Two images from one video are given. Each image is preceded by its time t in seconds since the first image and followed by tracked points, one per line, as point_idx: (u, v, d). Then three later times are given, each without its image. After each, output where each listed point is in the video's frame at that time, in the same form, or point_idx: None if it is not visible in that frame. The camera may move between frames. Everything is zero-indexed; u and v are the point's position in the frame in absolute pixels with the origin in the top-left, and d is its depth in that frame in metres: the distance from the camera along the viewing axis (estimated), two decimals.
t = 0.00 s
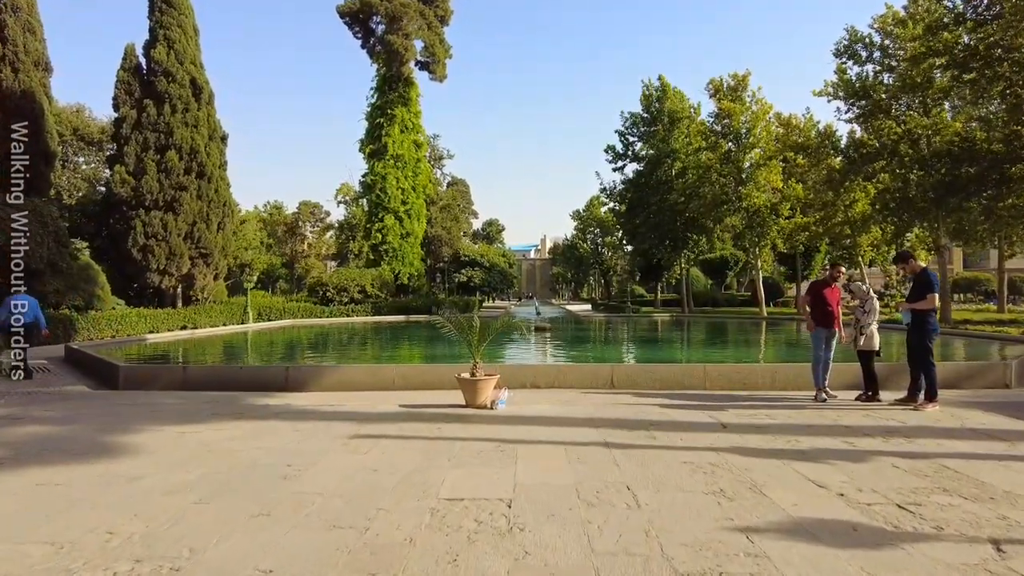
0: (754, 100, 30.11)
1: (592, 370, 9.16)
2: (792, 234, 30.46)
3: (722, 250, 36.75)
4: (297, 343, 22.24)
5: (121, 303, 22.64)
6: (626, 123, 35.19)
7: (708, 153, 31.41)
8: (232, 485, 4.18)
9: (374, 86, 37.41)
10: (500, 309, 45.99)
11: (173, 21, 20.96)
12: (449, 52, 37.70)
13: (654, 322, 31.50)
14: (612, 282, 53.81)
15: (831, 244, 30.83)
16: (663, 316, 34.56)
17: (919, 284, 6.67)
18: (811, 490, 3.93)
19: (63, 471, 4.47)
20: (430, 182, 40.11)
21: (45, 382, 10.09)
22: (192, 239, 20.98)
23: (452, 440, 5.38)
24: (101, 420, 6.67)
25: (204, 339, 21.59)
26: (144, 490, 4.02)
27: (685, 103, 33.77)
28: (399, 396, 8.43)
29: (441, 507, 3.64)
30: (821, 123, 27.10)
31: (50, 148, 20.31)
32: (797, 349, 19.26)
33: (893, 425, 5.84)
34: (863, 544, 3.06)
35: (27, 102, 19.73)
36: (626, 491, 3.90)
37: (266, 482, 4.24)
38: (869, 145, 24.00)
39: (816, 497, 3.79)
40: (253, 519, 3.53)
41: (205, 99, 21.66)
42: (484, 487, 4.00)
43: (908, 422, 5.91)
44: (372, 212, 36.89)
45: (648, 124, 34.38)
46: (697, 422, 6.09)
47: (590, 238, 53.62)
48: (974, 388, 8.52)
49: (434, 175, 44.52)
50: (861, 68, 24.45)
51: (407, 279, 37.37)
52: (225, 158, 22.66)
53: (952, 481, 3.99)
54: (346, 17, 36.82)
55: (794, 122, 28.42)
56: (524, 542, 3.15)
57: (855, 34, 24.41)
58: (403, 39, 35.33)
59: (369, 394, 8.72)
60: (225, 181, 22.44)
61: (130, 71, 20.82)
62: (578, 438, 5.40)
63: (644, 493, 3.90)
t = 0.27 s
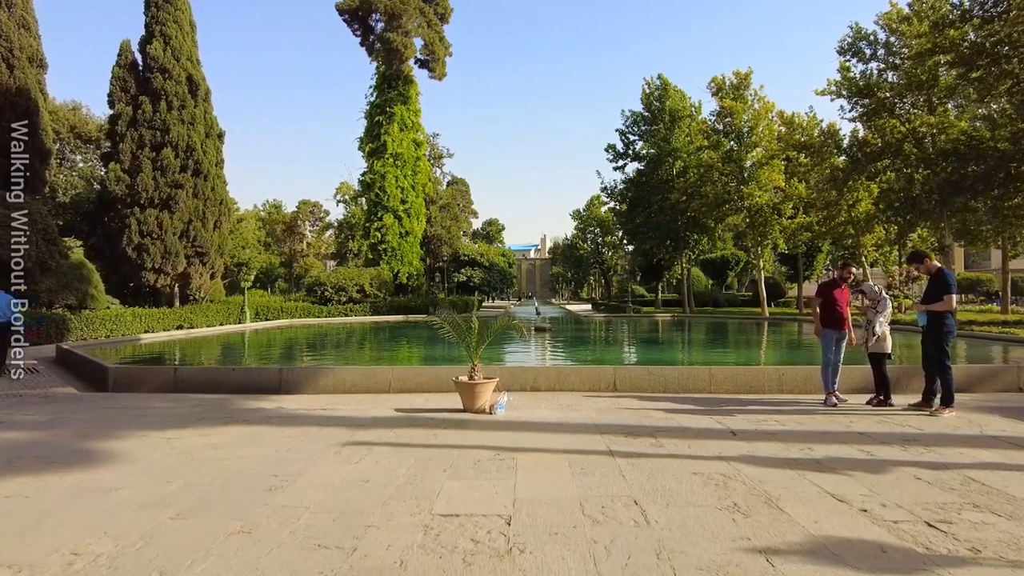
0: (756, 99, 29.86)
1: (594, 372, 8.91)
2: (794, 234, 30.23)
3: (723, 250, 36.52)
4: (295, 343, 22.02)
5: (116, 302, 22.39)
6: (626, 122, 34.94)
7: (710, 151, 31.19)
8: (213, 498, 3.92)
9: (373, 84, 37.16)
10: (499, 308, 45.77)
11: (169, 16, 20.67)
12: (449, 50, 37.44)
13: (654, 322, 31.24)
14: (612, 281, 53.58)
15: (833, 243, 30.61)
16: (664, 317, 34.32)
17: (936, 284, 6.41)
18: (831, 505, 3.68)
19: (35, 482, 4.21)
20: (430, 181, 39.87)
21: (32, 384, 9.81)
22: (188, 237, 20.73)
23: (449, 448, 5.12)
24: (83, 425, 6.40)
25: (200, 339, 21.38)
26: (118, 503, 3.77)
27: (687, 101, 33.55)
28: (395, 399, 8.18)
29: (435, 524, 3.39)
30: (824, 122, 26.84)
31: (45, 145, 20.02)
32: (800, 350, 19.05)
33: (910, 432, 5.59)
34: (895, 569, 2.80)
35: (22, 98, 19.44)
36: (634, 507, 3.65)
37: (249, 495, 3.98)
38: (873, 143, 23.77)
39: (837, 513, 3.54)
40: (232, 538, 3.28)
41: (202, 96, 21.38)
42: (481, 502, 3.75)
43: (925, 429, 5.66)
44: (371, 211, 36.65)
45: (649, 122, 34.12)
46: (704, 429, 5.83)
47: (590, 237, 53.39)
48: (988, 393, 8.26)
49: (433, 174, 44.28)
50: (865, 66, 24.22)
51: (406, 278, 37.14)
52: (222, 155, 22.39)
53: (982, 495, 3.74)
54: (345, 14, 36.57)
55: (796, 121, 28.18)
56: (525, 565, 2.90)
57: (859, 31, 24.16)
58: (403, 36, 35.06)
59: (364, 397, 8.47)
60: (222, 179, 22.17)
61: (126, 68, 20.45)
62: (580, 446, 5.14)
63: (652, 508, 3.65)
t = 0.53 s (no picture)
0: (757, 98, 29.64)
1: (595, 375, 8.69)
2: (796, 233, 30.00)
3: (724, 249, 36.29)
4: (293, 343, 21.80)
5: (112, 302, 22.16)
6: (627, 121, 34.71)
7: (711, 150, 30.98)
8: (193, 514, 3.68)
9: (372, 82, 36.91)
10: (499, 308, 45.54)
11: (165, 12, 20.40)
12: (448, 48, 37.18)
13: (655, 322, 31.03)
14: (613, 281, 53.35)
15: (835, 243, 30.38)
16: (664, 316, 34.11)
17: (951, 285, 6.15)
18: (853, 523, 3.44)
19: (5, 495, 3.97)
20: (429, 180, 39.62)
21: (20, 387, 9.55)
22: (183, 236, 20.48)
23: (445, 457, 4.89)
24: (66, 431, 6.17)
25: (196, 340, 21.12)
26: (90, 521, 3.53)
27: (687, 100, 33.33)
28: (391, 404, 7.94)
29: (429, 546, 3.15)
30: (826, 121, 26.62)
31: (39, 143, 19.75)
32: (802, 350, 18.85)
33: (927, 440, 5.34)
34: None
35: (16, 96, 19.15)
36: (642, 525, 3.41)
37: (232, 511, 3.74)
38: (876, 142, 23.56)
39: (860, 532, 3.30)
40: (209, 560, 3.04)
41: (198, 94, 21.11)
42: (479, 519, 3.51)
43: (942, 437, 5.42)
44: (370, 210, 36.41)
45: (650, 121, 33.88)
46: (712, 437, 5.59)
47: (590, 237, 53.18)
48: (1002, 397, 8.02)
49: (432, 173, 44.05)
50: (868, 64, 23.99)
51: (405, 278, 36.91)
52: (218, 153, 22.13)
53: (1013, 512, 3.50)
54: (344, 12, 36.31)
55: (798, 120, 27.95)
56: None
57: (862, 29, 23.94)
58: (402, 34, 34.84)
59: (359, 401, 8.23)
60: (218, 177, 21.91)
61: (121, 65, 20.15)
62: (583, 456, 4.90)
63: (662, 527, 3.41)
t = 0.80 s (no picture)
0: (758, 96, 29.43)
1: (596, 375, 8.45)
2: (797, 233, 29.78)
3: (724, 249, 36.06)
4: (290, 342, 21.57)
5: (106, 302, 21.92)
6: (626, 120, 34.48)
7: (711, 149, 30.77)
8: (168, 527, 3.44)
9: (370, 81, 36.66)
10: (497, 308, 45.31)
11: (159, 8, 20.15)
12: (446, 47, 36.91)
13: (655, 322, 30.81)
14: (612, 281, 53.11)
15: (836, 242, 30.16)
16: (665, 316, 33.90)
17: (966, 283, 5.92)
18: (875, 535, 3.20)
19: None
20: (427, 179, 39.38)
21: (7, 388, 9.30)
22: (178, 235, 20.22)
23: (439, 463, 4.65)
24: (46, 435, 5.92)
25: (191, 340, 20.88)
26: (56, 535, 3.28)
27: (688, 98, 33.11)
28: (385, 406, 7.70)
29: (420, 562, 2.90)
30: (828, 119, 26.39)
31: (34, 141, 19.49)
32: (804, 350, 18.64)
33: (945, 444, 5.10)
34: None
35: (9, 93, 18.83)
36: (649, 538, 3.17)
37: (210, 523, 3.50)
38: (878, 140, 23.32)
39: (884, 546, 3.06)
40: None
41: (193, 91, 20.85)
42: (473, 532, 3.27)
43: (960, 441, 5.18)
44: (368, 210, 36.17)
45: (650, 120, 33.64)
46: (720, 441, 5.35)
47: (589, 237, 52.94)
48: (1015, 398, 7.77)
49: (431, 172, 43.80)
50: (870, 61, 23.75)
51: (403, 278, 36.67)
52: (214, 151, 21.88)
53: None
54: (342, 10, 36.06)
55: (799, 118, 27.71)
56: None
57: (864, 26, 23.70)
58: (399, 32, 34.51)
59: (352, 403, 7.99)
60: (214, 175, 21.64)
61: (115, 61, 19.87)
62: (584, 461, 4.66)
63: (670, 540, 3.17)
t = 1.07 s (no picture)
0: (760, 94, 29.19)
1: (597, 379, 8.20)
2: (798, 232, 29.51)
3: (725, 249, 35.81)
4: (287, 344, 21.35)
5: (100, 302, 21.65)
6: (626, 119, 34.20)
7: (712, 147, 30.52)
8: (135, 550, 3.18)
9: (369, 79, 36.38)
10: (497, 308, 45.04)
11: (153, 5, 19.88)
12: (445, 45, 36.59)
13: (655, 323, 30.56)
14: (612, 281, 52.87)
15: (837, 242, 29.91)
16: (665, 317, 33.66)
17: (985, 284, 5.66)
18: (904, 559, 2.93)
19: None
20: (426, 178, 39.10)
21: None
22: (172, 235, 19.97)
23: (431, 475, 4.39)
24: (23, 443, 5.67)
25: (186, 341, 20.64)
26: (11, 561, 3.02)
27: (688, 97, 32.84)
28: (379, 411, 7.44)
29: None
30: (830, 117, 26.12)
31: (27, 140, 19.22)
32: (807, 351, 18.39)
33: (966, 453, 4.84)
34: None
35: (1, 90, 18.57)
36: (656, 564, 2.92)
37: (180, 545, 3.25)
38: (882, 138, 23.05)
39: (912, 571, 2.80)
40: None
41: (188, 89, 20.58)
42: (465, 555, 3.02)
43: (981, 450, 4.92)
44: (366, 209, 35.89)
45: (650, 119, 33.35)
46: (728, 450, 5.09)
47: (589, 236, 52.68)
48: None
49: (430, 172, 43.52)
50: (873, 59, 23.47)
51: (401, 278, 36.41)
52: (209, 150, 21.61)
53: None
54: (339, 8, 35.76)
55: (801, 116, 27.41)
56: None
57: (867, 23, 23.41)
58: (397, 30, 34.20)
59: (345, 408, 7.73)
60: (209, 174, 21.38)
61: (108, 58, 19.59)
62: (586, 474, 4.40)
63: (680, 565, 2.92)
